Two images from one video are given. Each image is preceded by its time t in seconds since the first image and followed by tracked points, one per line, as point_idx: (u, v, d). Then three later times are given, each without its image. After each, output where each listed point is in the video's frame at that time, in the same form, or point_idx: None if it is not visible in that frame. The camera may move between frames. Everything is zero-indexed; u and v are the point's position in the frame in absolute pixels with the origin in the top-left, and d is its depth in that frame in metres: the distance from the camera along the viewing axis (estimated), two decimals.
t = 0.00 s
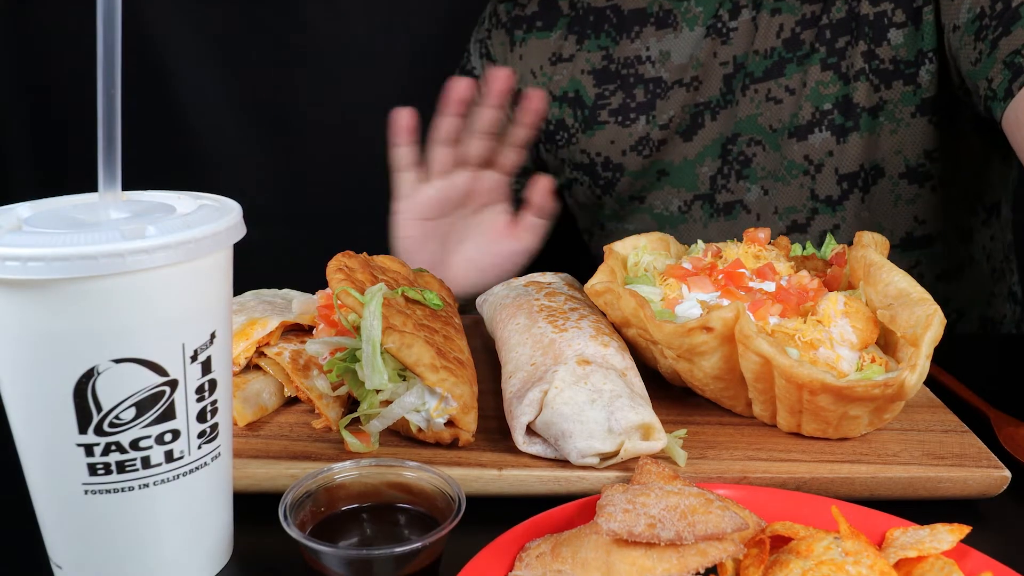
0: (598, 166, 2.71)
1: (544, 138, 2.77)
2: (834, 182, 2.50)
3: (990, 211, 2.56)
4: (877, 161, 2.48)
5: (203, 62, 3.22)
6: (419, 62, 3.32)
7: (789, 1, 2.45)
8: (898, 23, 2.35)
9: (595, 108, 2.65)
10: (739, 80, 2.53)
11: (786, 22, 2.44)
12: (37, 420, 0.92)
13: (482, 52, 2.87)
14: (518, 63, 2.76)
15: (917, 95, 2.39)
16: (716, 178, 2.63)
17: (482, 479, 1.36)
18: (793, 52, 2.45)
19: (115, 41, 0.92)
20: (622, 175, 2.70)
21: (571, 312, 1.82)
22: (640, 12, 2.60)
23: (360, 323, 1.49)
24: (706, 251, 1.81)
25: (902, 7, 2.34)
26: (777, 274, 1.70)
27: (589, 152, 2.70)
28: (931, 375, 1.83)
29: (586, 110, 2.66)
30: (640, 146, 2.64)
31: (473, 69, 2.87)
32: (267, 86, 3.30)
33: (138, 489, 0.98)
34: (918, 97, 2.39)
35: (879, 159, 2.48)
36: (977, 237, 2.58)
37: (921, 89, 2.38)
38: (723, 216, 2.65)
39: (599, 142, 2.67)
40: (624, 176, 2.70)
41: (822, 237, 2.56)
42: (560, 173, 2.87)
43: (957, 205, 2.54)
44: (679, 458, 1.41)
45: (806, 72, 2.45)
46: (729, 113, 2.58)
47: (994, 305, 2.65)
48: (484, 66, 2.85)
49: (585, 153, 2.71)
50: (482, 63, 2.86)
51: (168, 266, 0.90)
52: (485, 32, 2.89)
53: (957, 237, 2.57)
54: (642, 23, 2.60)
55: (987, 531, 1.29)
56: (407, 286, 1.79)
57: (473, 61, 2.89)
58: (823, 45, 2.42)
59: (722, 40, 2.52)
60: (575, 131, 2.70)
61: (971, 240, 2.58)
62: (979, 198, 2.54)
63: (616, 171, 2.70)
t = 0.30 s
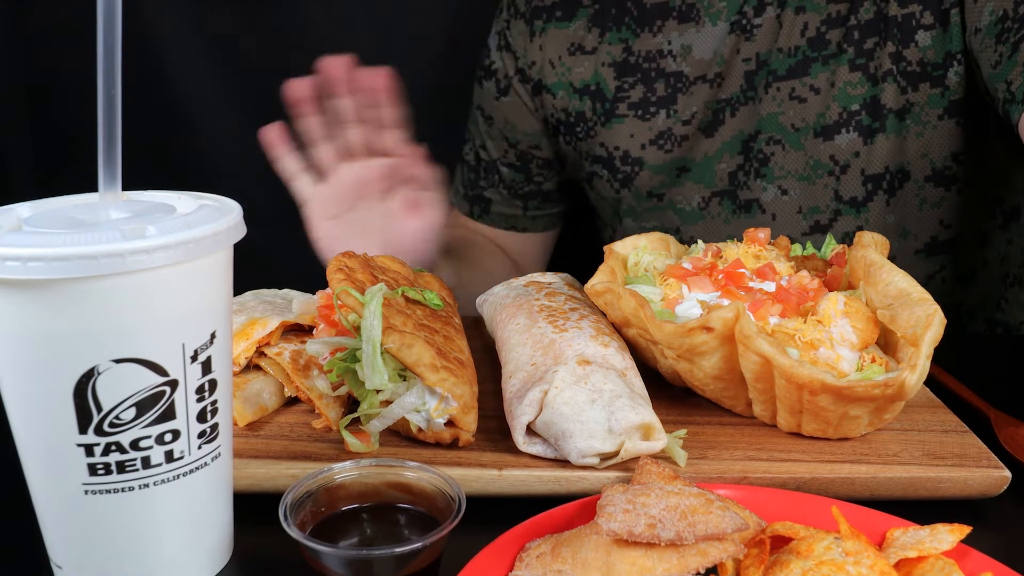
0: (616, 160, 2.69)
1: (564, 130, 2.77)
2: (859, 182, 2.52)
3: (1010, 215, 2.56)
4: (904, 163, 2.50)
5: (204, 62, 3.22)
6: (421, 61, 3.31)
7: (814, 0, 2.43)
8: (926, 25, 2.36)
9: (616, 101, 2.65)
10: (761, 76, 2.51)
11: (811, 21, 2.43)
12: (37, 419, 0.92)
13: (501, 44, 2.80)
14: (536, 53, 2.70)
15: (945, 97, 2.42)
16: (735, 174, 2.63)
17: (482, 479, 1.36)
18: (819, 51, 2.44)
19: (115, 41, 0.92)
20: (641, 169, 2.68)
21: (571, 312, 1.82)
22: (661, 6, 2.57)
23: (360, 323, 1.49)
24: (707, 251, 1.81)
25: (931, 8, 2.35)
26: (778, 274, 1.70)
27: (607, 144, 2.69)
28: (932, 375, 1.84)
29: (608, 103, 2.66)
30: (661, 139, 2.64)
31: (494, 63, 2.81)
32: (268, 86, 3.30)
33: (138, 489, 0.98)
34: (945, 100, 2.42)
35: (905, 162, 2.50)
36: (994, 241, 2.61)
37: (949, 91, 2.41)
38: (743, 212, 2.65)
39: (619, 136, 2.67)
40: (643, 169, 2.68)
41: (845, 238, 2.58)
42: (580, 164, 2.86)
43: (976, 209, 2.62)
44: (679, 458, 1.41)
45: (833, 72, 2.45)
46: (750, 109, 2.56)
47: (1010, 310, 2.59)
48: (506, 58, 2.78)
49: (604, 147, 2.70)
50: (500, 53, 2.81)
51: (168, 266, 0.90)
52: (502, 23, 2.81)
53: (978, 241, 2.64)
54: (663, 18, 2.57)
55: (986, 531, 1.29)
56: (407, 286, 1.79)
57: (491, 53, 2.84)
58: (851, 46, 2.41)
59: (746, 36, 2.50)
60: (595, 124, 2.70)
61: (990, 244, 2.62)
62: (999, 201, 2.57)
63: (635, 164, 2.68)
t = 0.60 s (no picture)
0: (631, 160, 2.70)
1: (575, 131, 2.74)
2: (874, 182, 2.53)
3: None
4: (918, 164, 2.51)
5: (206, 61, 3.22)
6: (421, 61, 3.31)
7: None
8: (941, 25, 2.36)
9: (630, 101, 2.65)
10: (777, 76, 2.52)
11: (826, 20, 2.43)
12: (37, 420, 0.92)
13: (511, 43, 2.77)
14: (546, 53, 2.69)
15: (961, 97, 2.42)
16: (753, 174, 2.64)
17: (482, 479, 1.36)
18: (833, 51, 2.45)
19: (114, 41, 0.92)
20: (655, 169, 2.70)
21: (571, 312, 1.82)
22: (677, 5, 2.56)
23: (360, 323, 1.49)
24: (707, 251, 1.80)
25: (946, 9, 2.36)
26: (778, 274, 1.70)
27: (621, 145, 2.69)
28: (932, 375, 1.84)
29: (621, 104, 2.66)
30: (674, 140, 2.65)
31: (504, 61, 2.77)
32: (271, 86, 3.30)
33: (138, 489, 0.98)
34: (961, 100, 2.42)
35: (920, 162, 2.51)
36: (1005, 241, 2.56)
37: (965, 91, 2.41)
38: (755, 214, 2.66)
39: (632, 136, 2.67)
40: (656, 169, 2.70)
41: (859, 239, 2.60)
42: (589, 165, 2.83)
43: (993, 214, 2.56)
44: (679, 458, 1.41)
45: (849, 72, 2.45)
46: (767, 110, 2.58)
47: None
48: (515, 57, 2.75)
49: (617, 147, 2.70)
50: (508, 52, 2.77)
51: (168, 266, 0.90)
52: (513, 21, 2.77)
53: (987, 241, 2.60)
54: (679, 16, 2.56)
55: (986, 531, 1.29)
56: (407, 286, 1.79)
57: (500, 51, 2.80)
58: (867, 46, 2.42)
59: (762, 35, 2.50)
60: (608, 124, 2.69)
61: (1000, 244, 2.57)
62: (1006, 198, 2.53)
63: (649, 164, 2.69)
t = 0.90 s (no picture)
0: (628, 167, 2.71)
1: (567, 138, 2.77)
2: (871, 182, 2.50)
3: None
4: (916, 165, 2.49)
5: (205, 61, 3.23)
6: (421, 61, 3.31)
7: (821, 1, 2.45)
8: (934, 23, 2.36)
9: (625, 108, 2.68)
10: (772, 80, 2.54)
11: (818, 22, 2.45)
12: (37, 420, 0.92)
13: (501, 52, 2.90)
14: (539, 62, 2.76)
15: (955, 95, 2.40)
16: (753, 178, 2.65)
17: (482, 479, 1.36)
18: (826, 51, 2.45)
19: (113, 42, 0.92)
20: (654, 174, 2.70)
21: (571, 312, 1.82)
22: (671, 10, 2.61)
23: (360, 323, 1.49)
24: (707, 251, 1.80)
25: (939, 7, 2.36)
26: (778, 274, 1.70)
27: (618, 152, 2.71)
28: (932, 375, 1.84)
29: (616, 110, 2.68)
30: (673, 145, 2.66)
31: (494, 71, 2.90)
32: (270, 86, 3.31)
33: (137, 490, 0.97)
34: (955, 98, 2.40)
35: (917, 162, 2.48)
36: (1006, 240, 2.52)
37: (958, 89, 2.39)
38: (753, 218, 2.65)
39: (630, 142, 2.69)
40: (656, 175, 2.70)
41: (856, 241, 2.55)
42: (581, 174, 2.86)
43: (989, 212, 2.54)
44: (679, 458, 1.41)
45: (842, 72, 2.45)
46: (764, 113, 2.58)
47: None
48: (504, 66, 2.87)
49: (614, 154, 2.71)
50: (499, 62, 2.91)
51: (168, 266, 0.90)
52: (505, 31, 2.89)
53: (986, 241, 2.58)
54: (672, 22, 2.61)
55: (987, 532, 1.29)
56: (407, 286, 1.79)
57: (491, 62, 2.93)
58: (860, 46, 2.42)
59: (757, 39, 2.53)
60: (601, 131, 2.71)
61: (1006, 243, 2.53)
62: (1004, 196, 2.49)
63: (648, 170, 2.70)
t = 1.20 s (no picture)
0: (617, 173, 2.72)
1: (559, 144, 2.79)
2: (856, 189, 2.52)
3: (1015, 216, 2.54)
4: (900, 169, 2.50)
5: (204, 62, 3.23)
6: (418, 61, 3.30)
7: (807, 5, 2.43)
8: (920, 29, 2.36)
9: (615, 114, 2.68)
10: (760, 85, 2.53)
11: (803, 27, 2.44)
12: (36, 420, 0.92)
13: (493, 55, 2.87)
14: (529, 66, 2.76)
15: (940, 101, 2.40)
16: (741, 183, 2.67)
17: (482, 479, 1.36)
18: (811, 57, 2.45)
19: (113, 42, 0.92)
20: (643, 180, 2.71)
21: (571, 312, 1.82)
22: (659, 16, 2.60)
23: (360, 323, 1.49)
24: (707, 251, 1.81)
25: (923, 12, 2.35)
26: (778, 274, 1.70)
27: (607, 158, 2.72)
28: (931, 375, 1.84)
29: (606, 116, 2.69)
30: (661, 151, 2.67)
31: (487, 73, 2.87)
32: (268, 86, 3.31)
33: (137, 490, 0.97)
34: (940, 104, 2.40)
35: (901, 167, 2.49)
36: (997, 243, 2.57)
37: (944, 95, 2.40)
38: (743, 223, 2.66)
39: (619, 148, 2.70)
40: (645, 181, 2.72)
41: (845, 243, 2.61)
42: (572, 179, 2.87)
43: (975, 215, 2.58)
44: (679, 458, 1.42)
45: (828, 78, 2.45)
46: (750, 119, 2.60)
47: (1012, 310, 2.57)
48: (496, 69, 2.85)
49: (603, 159, 2.73)
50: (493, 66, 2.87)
51: (168, 267, 0.90)
52: (496, 35, 2.86)
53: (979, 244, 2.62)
54: (660, 27, 2.60)
55: (986, 532, 1.29)
56: (407, 286, 1.79)
57: (483, 64, 2.89)
58: (845, 51, 2.42)
59: (745, 45, 2.52)
60: (592, 136, 2.72)
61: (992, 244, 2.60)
62: (998, 204, 2.54)
63: (637, 176, 2.71)
